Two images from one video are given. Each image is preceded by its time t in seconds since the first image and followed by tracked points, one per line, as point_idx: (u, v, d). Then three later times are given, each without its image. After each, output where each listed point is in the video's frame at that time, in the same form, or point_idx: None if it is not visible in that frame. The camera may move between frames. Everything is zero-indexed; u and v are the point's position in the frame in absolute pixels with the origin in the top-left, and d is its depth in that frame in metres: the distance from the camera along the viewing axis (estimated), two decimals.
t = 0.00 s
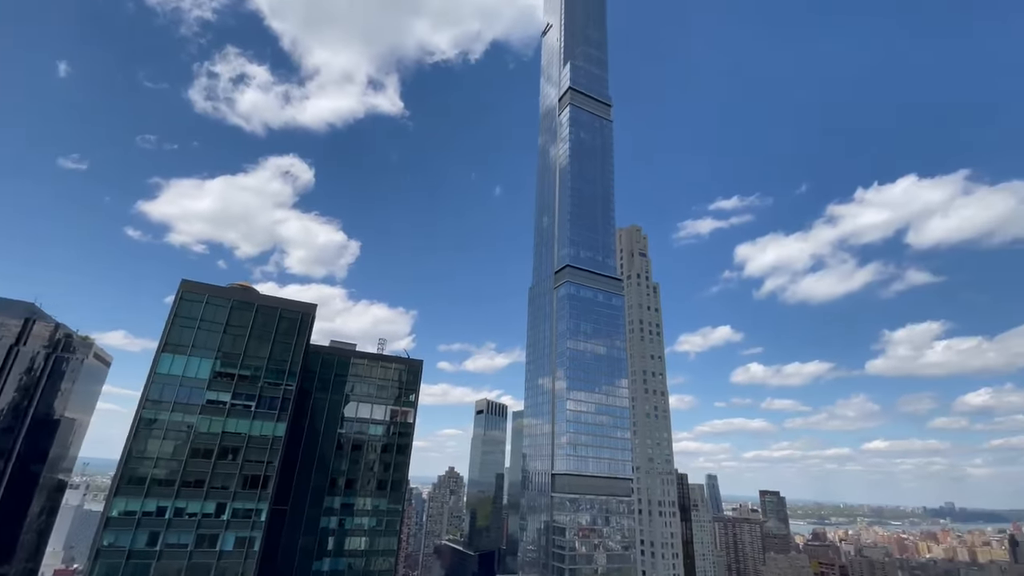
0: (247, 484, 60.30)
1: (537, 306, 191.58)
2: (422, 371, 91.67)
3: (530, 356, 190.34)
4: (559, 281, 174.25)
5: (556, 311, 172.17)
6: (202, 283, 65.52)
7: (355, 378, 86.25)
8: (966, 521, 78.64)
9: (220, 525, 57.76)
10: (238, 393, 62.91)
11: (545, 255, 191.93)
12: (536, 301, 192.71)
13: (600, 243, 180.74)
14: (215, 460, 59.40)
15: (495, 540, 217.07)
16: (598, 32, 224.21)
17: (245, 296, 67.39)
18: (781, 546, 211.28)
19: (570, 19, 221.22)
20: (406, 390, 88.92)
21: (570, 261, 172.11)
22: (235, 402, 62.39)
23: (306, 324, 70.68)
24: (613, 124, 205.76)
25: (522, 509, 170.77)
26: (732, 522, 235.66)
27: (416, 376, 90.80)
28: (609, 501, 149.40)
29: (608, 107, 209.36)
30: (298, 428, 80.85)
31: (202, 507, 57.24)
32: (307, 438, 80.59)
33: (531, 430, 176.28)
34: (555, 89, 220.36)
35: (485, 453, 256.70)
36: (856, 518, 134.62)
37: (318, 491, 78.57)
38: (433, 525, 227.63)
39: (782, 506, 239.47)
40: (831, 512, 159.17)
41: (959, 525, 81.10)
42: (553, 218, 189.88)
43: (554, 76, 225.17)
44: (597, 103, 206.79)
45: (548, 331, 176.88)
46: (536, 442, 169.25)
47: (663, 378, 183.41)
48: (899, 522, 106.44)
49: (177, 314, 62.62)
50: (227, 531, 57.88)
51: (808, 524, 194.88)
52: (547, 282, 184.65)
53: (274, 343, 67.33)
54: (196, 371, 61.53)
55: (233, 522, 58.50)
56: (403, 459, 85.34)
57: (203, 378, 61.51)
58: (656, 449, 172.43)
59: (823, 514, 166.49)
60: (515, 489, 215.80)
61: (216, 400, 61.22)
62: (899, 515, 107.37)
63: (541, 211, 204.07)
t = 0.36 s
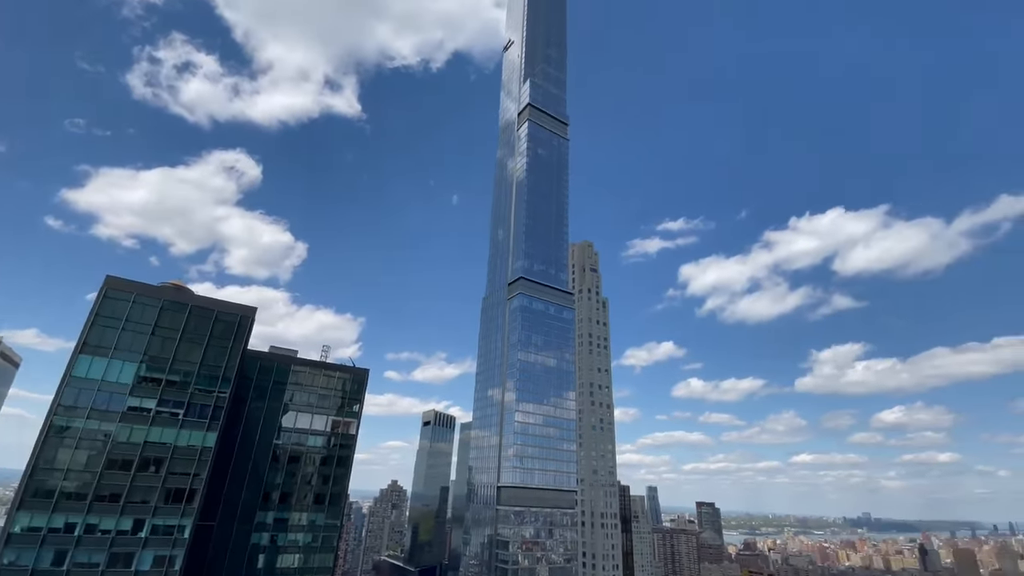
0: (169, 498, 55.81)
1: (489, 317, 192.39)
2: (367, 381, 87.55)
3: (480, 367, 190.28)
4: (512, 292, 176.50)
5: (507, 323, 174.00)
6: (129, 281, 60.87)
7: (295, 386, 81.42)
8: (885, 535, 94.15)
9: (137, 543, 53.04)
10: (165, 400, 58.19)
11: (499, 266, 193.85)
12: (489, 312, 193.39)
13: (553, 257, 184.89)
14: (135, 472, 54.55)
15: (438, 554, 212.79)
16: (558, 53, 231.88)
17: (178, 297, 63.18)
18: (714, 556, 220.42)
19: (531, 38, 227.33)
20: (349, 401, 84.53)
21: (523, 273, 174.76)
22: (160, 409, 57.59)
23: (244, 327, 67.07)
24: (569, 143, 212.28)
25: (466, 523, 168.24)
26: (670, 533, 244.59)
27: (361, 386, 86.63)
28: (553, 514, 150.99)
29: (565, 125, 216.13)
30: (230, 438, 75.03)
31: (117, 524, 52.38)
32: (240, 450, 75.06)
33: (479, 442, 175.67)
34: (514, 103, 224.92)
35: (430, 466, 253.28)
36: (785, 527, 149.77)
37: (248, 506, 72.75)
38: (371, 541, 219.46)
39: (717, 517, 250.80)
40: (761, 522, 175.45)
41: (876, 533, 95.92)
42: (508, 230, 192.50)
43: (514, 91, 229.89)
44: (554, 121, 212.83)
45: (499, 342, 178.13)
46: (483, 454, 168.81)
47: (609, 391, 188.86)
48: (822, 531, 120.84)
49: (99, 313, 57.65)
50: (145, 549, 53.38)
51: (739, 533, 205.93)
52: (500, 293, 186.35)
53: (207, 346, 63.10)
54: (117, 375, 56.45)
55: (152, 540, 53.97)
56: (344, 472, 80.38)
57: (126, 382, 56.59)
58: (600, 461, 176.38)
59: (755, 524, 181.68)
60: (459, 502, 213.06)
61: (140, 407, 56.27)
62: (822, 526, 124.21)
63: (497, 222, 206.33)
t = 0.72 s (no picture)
0: (86, 512, 46.67)
1: (443, 326, 191.51)
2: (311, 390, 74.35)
3: (431, 378, 188.36)
4: (467, 303, 176.89)
5: (461, 333, 174.00)
6: (48, 274, 51.05)
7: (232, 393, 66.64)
8: (810, 542, 98.54)
9: (45, 562, 44.01)
10: (86, 405, 48.73)
11: (455, 276, 193.95)
12: (442, 321, 192.43)
13: (509, 268, 187.21)
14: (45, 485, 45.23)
15: (379, 570, 210.54)
16: (520, 69, 237.17)
17: (106, 293, 53.54)
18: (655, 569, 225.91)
19: (494, 52, 231.53)
20: (291, 410, 70.92)
21: (479, 284, 175.88)
22: (79, 415, 48.16)
23: (180, 331, 57.59)
24: (528, 157, 217.00)
25: (409, 538, 164.97)
26: (613, 545, 249.10)
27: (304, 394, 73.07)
28: (499, 527, 150.99)
29: (525, 140, 221.03)
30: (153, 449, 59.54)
31: (22, 541, 43.28)
32: (164, 460, 59.85)
33: (426, 454, 173.33)
34: (476, 114, 227.67)
35: (373, 478, 246.21)
36: (721, 538, 158.76)
37: (172, 522, 58.17)
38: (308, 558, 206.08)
39: (658, 529, 256.97)
40: (699, 534, 182.29)
41: (804, 544, 100.42)
42: (465, 240, 193.47)
43: (476, 102, 232.78)
44: (515, 135, 217.20)
45: (452, 352, 177.45)
46: (430, 466, 166.59)
47: (559, 403, 192.41)
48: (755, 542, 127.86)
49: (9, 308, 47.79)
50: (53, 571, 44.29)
51: (677, 543, 213.89)
52: (455, 303, 186.27)
53: (136, 349, 53.48)
54: (29, 377, 46.86)
55: (63, 559, 45.00)
56: (283, 485, 67.09)
57: (39, 386, 47.00)
58: (548, 474, 178.44)
59: (694, 536, 188.71)
60: (403, 518, 209.37)
61: (55, 412, 46.78)
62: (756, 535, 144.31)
63: (455, 230, 206.69)
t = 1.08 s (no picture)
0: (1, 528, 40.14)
1: (402, 333, 190.11)
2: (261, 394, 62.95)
3: (388, 387, 185.98)
4: (428, 310, 176.57)
5: (421, 341, 173.18)
6: None
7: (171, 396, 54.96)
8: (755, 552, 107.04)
9: None
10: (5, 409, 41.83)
11: (416, 282, 193.54)
12: (402, 327, 190.97)
13: (472, 276, 188.44)
14: None
15: None
16: (489, 80, 240.96)
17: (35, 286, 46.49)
18: None
19: (464, 62, 234.77)
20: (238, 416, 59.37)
21: (441, 291, 176.02)
22: None
23: (119, 332, 50.13)
24: (494, 168, 220.13)
25: (359, 551, 161.77)
26: (566, 557, 250.50)
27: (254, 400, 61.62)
28: (453, 540, 150.25)
29: (492, 150, 224.36)
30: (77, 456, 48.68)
31: None
32: (92, 471, 49.12)
33: (379, 465, 170.61)
34: (444, 121, 229.38)
35: (322, 490, 238.49)
36: (671, 549, 164.97)
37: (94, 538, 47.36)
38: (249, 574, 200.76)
39: (610, 540, 260.22)
40: (650, 544, 187.81)
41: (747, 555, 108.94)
42: (428, 247, 193.57)
43: (444, 109, 234.50)
44: (482, 145, 220.18)
45: (411, 360, 176.22)
46: (383, 477, 164.36)
47: (517, 414, 193.98)
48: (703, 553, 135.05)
49: None
50: None
51: (630, 555, 218.57)
52: (415, 310, 185.63)
53: (68, 350, 46.38)
54: None
55: None
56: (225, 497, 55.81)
57: None
58: (505, 485, 179.12)
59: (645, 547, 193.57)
60: (352, 530, 204.07)
61: None
62: (705, 548, 153.31)
63: (418, 236, 206.42)
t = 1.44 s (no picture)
0: None
1: (359, 339, 187.66)
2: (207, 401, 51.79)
3: (342, 394, 182.54)
4: (388, 317, 175.46)
5: (379, 348, 171.57)
6: None
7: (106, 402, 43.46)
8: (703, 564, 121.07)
9: None
10: None
11: (377, 286, 192.06)
12: (359, 333, 188.42)
13: (435, 284, 189.08)
14: None
15: None
16: (458, 88, 243.88)
17: None
18: None
19: (435, 69, 237.15)
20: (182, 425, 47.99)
21: (402, 298, 175.55)
22: None
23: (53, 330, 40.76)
24: (461, 176, 222.55)
25: (304, 565, 157.45)
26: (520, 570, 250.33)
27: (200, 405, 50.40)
28: (404, 553, 148.71)
29: (459, 158, 226.98)
30: None
31: None
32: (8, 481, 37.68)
33: (329, 476, 166.90)
34: (412, 126, 230.28)
35: (267, 501, 229.93)
36: (623, 561, 171.83)
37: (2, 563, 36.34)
38: None
39: (564, 551, 261.67)
40: (603, 556, 193.07)
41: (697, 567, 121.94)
42: (391, 252, 192.81)
43: (413, 114, 235.55)
44: (450, 152, 222.35)
45: (368, 368, 173.99)
46: (333, 489, 160.83)
47: (475, 424, 194.83)
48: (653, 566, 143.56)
49: None
50: None
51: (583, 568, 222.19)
52: (374, 316, 183.94)
53: None
54: None
55: None
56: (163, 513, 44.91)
57: None
58: (459, 497, 178.86)
59: (597, 558, 198.46)
60: (298, 543, 197.60)
61: None
62: (656, 560, 161.84)
63: (380, 240, 205.30)
